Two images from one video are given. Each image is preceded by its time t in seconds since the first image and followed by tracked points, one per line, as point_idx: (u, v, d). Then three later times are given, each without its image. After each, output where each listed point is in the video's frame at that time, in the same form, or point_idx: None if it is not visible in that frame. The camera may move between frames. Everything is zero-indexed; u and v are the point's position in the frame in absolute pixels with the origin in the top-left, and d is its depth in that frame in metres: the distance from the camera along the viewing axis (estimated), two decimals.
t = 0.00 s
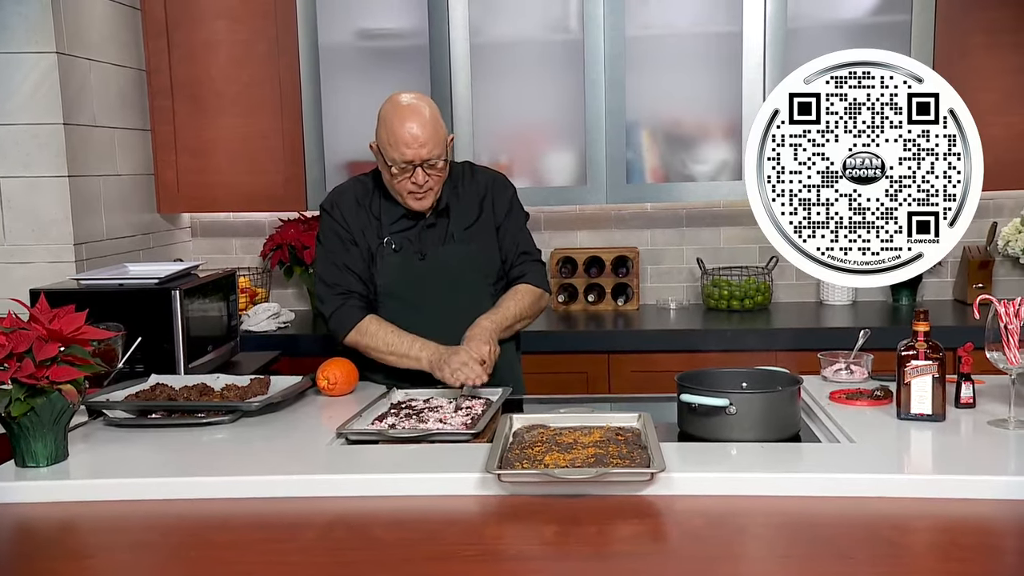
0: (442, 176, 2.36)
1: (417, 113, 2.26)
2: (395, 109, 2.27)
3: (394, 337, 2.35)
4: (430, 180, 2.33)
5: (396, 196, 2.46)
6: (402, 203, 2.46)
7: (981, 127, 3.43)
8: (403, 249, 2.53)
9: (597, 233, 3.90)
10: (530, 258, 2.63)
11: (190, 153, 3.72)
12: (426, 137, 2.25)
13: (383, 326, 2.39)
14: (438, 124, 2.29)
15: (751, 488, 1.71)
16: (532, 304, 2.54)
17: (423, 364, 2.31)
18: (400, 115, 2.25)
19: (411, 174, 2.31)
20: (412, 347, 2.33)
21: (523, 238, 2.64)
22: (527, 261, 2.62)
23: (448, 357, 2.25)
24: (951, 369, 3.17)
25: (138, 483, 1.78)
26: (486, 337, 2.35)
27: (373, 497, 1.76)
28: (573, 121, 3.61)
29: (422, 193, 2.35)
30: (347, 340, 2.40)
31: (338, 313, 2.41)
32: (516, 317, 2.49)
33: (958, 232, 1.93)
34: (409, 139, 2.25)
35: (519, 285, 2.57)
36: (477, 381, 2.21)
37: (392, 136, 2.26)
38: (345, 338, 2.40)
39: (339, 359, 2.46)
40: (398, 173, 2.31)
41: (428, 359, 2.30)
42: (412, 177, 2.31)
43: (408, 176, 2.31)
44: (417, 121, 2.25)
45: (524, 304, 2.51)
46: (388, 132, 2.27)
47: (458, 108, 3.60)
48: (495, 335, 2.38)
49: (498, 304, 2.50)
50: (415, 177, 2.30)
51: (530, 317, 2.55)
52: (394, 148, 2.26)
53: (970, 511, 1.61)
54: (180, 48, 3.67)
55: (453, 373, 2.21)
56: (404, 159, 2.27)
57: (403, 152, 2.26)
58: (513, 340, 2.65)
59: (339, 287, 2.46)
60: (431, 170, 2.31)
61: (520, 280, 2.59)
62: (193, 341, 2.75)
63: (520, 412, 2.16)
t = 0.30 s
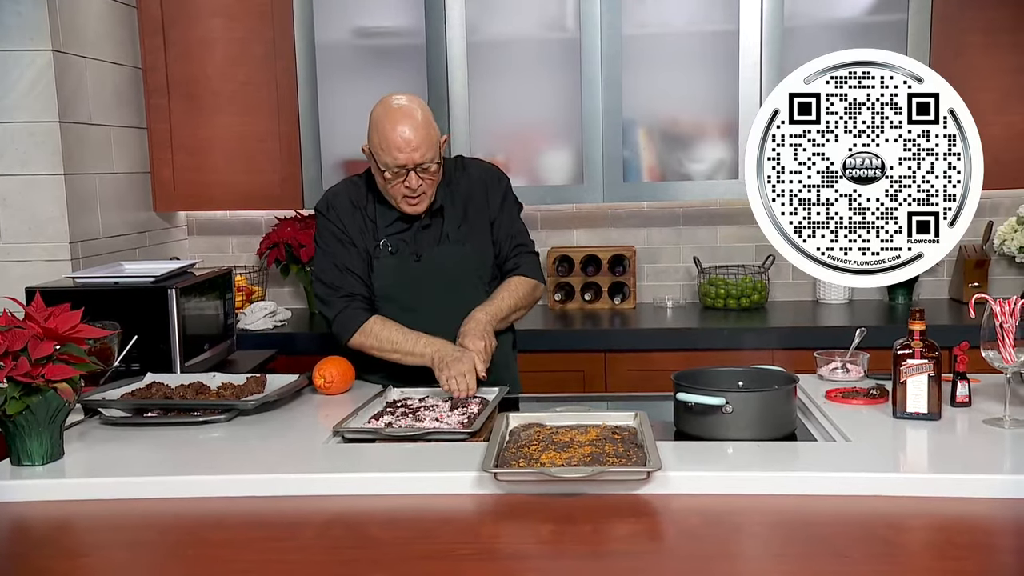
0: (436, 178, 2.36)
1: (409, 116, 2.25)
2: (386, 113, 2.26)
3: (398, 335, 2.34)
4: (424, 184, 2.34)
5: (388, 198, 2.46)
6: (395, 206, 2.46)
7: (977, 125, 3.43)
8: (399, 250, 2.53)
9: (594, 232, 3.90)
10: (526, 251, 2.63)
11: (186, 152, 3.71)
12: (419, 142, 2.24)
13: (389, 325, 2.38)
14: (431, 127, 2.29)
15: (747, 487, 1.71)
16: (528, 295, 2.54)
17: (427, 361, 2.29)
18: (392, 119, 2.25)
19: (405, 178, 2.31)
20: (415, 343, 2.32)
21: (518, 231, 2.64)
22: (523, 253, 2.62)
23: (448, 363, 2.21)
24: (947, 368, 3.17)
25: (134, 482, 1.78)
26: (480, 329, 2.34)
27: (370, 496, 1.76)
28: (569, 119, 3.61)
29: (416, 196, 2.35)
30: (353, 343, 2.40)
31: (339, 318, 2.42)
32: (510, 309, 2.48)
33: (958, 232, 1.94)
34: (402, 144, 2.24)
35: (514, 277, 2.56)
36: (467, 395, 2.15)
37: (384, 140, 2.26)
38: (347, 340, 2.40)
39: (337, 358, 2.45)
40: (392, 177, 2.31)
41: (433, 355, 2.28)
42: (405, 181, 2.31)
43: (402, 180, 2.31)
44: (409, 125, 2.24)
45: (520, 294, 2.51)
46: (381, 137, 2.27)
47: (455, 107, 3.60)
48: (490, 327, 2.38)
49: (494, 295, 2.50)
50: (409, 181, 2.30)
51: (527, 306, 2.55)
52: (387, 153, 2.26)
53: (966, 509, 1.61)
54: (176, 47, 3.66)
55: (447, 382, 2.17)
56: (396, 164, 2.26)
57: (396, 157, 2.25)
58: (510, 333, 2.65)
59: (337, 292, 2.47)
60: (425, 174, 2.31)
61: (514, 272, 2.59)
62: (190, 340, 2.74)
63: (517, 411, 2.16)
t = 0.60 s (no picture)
0: (438, 185, 2.37)
1: (410, 124, 2.24)
2: (388, 122, 2.25)
3: (397, 338, 2.35)
4: (426, 192, 2.34)
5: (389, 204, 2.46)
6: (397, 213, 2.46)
7: (979, 124, 3.43)
8: (402, 251, 2.52)
9: (595, 231, 3.90)
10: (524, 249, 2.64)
11: (188, 152, 3.71)
12: (421, 151, 2.24)
13: (389, 327, 2.38)
14: (433, 134, 2.28)
15: (747, 486, 1.71)
16: (519, 289, 2.56)
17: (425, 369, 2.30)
18: (394, 127, 2.24)
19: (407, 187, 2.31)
20: (414, 347, 2.32)
21: (514, 230, 2.65)
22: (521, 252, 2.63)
23: (447, 368, 2.21)
24: (949, 367, 3.17)
25: (135, 482, 1.78)
26: (473, 331, 2.37)
27: (371, 496, 1.76)
28: (570, 119, 3.61)
29: (418, 204, 2.37)
30: (354, 344, 2.40)
31: (344, 319, 2.42)
32: (502, 306, 2.51)
33: (958, 232, 1.94)
34: (404, 153, 2.24)
35: (504, 270, 2.58)
36: (464, 402, 2.15)
37: (386, 149, 2.25)
38: (350, 343, 2.40)
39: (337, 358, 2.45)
40: (394, 186, 2.31)
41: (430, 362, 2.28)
42: (408, 189, 2.32)
43: (404, 188, 2.31)
44: (412, 134, 2.24)
45: (510, 289, 2.53)
46: (383, 146, 2.26)
47: (456, 107, 3.60)
48: (484, 326, 2.40)
49: (485, 292, 2.52)
50: (412, 190, 2.31)
51: (520, 299, 2.57)
52: (390, 163, 2.26)
53: (967, 509, 1.61)
54: (177, 47, 3.67)
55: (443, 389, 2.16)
56: (399, 173, 2.26)
57: (399, 167, 2.25)
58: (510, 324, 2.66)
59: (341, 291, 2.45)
60: (427, 183, 2.31)
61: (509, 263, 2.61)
62: (191, 340, 2.75)
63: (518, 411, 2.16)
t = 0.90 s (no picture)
0: (443, 189, 2.37)
1: (419, 126, 2.24)
2: (396, 124, 2.25)
3: (404, 344, 2.37)
4: (432, 195, 2.34)
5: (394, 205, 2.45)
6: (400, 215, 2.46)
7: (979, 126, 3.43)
8: (409, 255, 2.52)
9: (596, 233, 3.90)
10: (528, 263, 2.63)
11: (189, 154, 3.72)
12: (429, 154, 2.24)
13: (395, 332, 2.39)
14: (441, 137, 2.28)
15: (747, 487, 1.71)
16: (525, 302, 2.58)
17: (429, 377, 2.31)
18: (402, 129, 2.24)
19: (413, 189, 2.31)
20: (420, 354, 2.34)
21: (520, 239, 2.65)
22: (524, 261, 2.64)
23: (452, 375, 2.23)
24: (950, 368, 3.17)
25: (137, 484, 1.78)
26: (480, 341, 2.39)
27: (371, 497, 1.76)
28: (571, 120, 3.61)
29: (422, 207, 2.37)
30: (357, 346, 2.41)
31: (348, 321, 2.41)
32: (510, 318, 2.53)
33: (958, 232, 1.94)
34: (412, 156, 2.24)
35: (511, 281, 2.60)
36: (466, 405, 2.16)
37: (393, 151, 2.25)
38: (352, 344, 2.40)
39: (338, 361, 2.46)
40: (400, 188, 2.31)
41: (434, 370, 2.30)
42: (413, 191, 2.32)
43: (410, 190, 2.31)
44: (419, 136, 2.23)
45: (517, 302, 2.55)
46: (390, 148, 2.26)
47: (456, 109, 3.60)
48: (490, 338, 2.42)
49: (491, 302, 2.54)
50: (418, 192, 2.31)
51: (525, 312, 2.59)
52: (397, 165, 2.25)
53: (968, 510, 1.61)
54: (178, 49, 3.67)
55: (445, 393, 2.18)
56: (405, 175, 2.26)
57: (406, 169, 2.25)
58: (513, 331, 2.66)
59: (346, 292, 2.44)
60: (433, 185, 2.31)
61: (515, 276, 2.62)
62: (192, 342, 2.75)
63: (518, 413, 2.16)
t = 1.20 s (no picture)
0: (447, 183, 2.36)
1: (424, 119, 2.25)
2: (401, 116, 2.26)
3: (403, 344, 2.36)
4: (435, 188, 2.34)
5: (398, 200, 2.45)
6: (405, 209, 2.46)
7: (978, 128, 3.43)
8: (412, 251, 2.52)
9: (596, 236, 3.91)
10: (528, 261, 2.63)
11: (188, 157, 3.72)
12: (433, 146, 2.24)
13: (395, 332, 2.39)
14: (445, 130, 2.29)
15: (747, 489, 1.71)
16: (525, 300, 2.56)
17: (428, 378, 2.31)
18: (407, 121, 2.25)
19: (417, 181, 2.31)
20: (419, 355, 2.34)
21: (521, 236, 2.65)
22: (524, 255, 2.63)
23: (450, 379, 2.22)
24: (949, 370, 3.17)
25: (136, 487, 1.78)
26: (478, 343, 2.37)
27: (371, 500, 1.76)
28: (571, 123, 3.61)
29: (427, 200, 2.36)
30: (359, 343, 2.41)
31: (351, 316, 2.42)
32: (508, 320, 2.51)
33: (958, 232, 1.94)
34: (417, 147, 2.24)
35: (511, 280, 2.58)
36: (465, 409, 2.16)
37: (399, 142, 2.26)
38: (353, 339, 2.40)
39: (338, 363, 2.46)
40: (404, 180, 2.31)
41: (434, 372, 2.29)
42: (417, 183, 2.32)
43: (413, 182, 2.31)
44: (424, 128, 2.24)
45: (516, 301, 2.53)
46: (395, 139, 2.27)
47: (456, 111, 3.60)
48: (490, 340, 2.41)
49: (490, 303, 2.53)
50: (421, 184, 2.31)
51: (526, 311, 2.57)
52: (402, 155, 2.26)
53: (967, 513, 1.61)
54: (178, 52, 3.67)
55: (444, 397, 2.18)
56: (409, 166, 2.26)
57: (410, 160, 2.25)
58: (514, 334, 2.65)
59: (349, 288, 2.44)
60: (437, 178, 2.31)
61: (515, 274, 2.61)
62: (192, 345, 2.75)
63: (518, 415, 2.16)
